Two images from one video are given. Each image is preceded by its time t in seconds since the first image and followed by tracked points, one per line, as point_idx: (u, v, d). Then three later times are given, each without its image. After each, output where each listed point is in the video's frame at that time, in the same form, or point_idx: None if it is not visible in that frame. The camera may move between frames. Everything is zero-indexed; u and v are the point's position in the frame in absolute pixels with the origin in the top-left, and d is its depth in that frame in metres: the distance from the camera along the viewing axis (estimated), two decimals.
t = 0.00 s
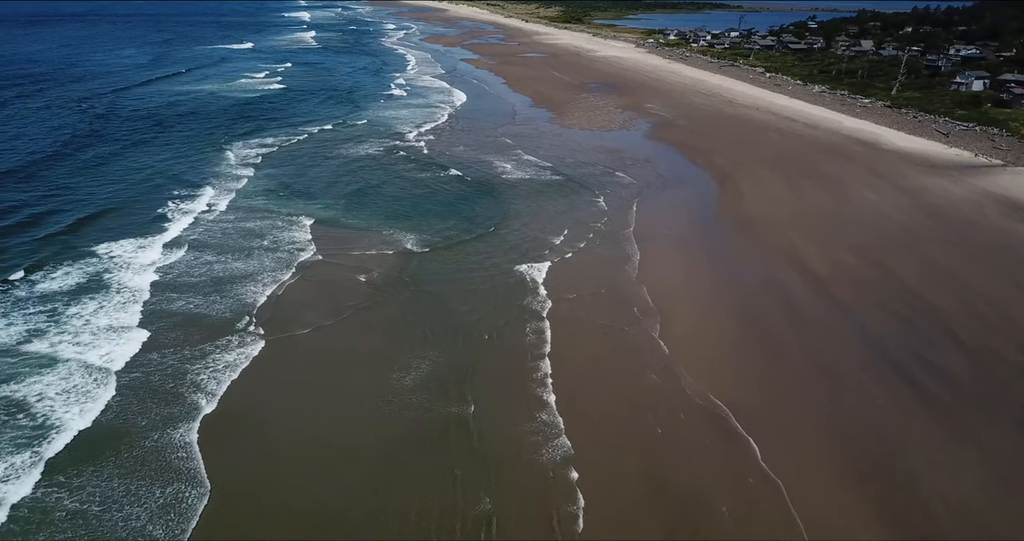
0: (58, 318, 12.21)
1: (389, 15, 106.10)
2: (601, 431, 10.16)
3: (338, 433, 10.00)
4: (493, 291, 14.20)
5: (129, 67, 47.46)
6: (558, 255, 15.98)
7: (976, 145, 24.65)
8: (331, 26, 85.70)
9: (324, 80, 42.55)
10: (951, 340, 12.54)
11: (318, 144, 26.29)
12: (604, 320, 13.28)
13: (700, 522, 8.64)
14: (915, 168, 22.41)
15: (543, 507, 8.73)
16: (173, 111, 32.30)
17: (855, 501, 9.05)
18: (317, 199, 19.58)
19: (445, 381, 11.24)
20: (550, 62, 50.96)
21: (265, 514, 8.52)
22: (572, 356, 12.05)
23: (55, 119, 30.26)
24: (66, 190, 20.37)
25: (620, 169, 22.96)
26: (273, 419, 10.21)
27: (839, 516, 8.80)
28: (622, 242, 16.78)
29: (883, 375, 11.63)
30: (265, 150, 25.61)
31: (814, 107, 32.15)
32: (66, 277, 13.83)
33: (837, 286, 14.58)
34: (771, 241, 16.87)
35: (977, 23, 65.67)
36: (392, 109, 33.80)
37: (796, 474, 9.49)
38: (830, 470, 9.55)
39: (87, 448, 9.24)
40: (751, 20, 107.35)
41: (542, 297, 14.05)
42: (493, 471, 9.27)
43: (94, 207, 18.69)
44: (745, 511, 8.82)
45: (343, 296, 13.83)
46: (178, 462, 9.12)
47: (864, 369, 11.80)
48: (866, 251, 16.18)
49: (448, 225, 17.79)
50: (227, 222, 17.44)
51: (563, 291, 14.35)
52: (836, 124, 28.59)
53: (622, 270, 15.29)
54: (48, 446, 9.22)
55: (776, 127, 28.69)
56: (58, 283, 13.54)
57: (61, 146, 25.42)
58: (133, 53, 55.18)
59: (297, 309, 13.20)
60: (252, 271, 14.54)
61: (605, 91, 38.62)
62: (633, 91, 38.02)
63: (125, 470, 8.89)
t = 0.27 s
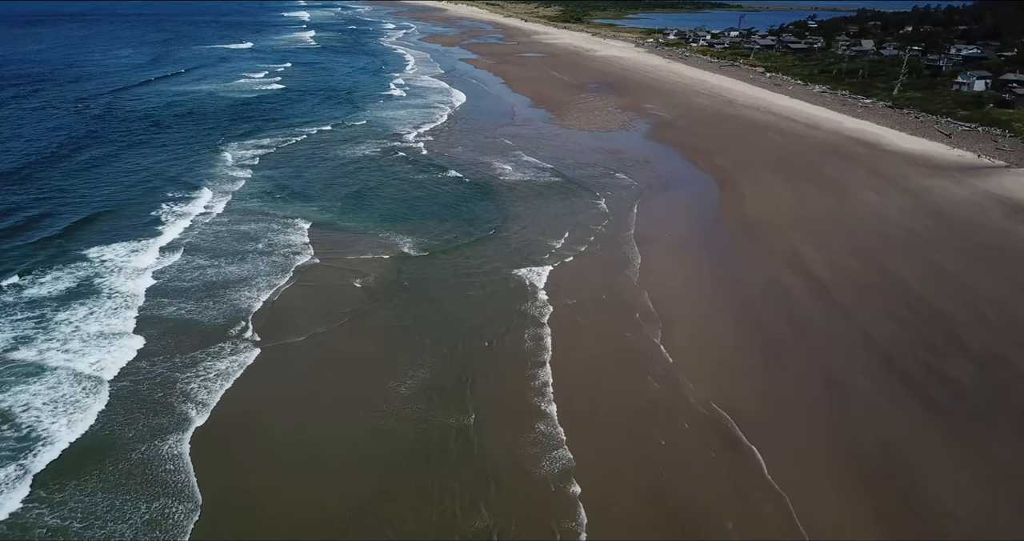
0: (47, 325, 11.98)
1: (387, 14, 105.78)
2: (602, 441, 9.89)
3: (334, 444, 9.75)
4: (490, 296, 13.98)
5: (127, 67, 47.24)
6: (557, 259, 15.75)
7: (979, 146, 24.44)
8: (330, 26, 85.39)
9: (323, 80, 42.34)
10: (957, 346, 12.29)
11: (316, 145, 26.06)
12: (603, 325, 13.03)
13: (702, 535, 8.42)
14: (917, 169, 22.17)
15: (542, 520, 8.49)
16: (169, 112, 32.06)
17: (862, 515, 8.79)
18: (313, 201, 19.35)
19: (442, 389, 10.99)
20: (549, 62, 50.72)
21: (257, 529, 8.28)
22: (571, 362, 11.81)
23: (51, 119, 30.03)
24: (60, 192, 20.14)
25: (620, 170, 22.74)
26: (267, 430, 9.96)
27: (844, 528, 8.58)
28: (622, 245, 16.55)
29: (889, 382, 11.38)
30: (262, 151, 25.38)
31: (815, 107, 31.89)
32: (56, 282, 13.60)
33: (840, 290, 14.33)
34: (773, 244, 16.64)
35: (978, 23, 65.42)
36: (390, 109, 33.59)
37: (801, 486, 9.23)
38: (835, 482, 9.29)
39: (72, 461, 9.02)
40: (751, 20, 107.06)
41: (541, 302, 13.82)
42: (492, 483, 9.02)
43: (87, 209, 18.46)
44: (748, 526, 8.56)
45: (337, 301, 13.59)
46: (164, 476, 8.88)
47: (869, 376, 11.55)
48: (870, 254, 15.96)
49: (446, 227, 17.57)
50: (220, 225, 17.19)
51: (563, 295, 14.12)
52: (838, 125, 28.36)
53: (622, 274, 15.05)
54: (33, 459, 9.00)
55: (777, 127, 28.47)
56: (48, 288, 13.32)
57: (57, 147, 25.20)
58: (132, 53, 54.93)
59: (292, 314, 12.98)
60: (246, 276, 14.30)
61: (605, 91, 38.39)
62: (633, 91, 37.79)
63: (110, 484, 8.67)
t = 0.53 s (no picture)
0: (33, 333, 11.72)
1: (387, 14, 105.33)
2: (603, 453, 9.64)
3: (328, 457, 9.50)
4: (486, 302, 13.73)
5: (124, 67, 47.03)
6: (554, 264, 15.49)
7: (982, 147, 24.18)
8: (328, 26, 85.07)
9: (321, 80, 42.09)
10: (963, 354, 12.04)
11: (312, 147, 25.79)
12: (602, 332, 12.78)
13: None
14: (920, 171, 21.92)
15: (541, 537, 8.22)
16: (166, 113, 31.81)
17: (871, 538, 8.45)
18: (309, 204, 19.09)
19: (439, 398, 10.72)
20: (548, 62, 50.43)
21: None
22: (569, 370, 11.55)
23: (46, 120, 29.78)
24: (52, 194, 19.88)
25: (620, 171, 22.50)
26: (259, 443, 9.70)
27: None
28: (622, 249, 16.29)
29: (894, 391, 11.12)
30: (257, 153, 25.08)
31: (816, 108, 31.66)
32: (44, 288, 13.34)
33: (844, 295, 14.07)
34: (775, 248, 16.38)
35: (979, 22, 65.13)
36: (388, 110, 33.34)
37: (805, 501, 8.96)
38: (841, 499, 9.02)
39: (52, 477, 8.76)
40: (751, 19, 106.77)
41: (539, 308, 13.56)
42: (490, 498, 8.75)
43: (79, 213, 18.20)
44: None
45: (331, 308, 13.33)
46: (148, 493, 8.60)
47: (873, 385, 11.30)
48: (873, 258, 15.70)
49: (443, 231, 17.32)
50: (212, 229, 16.92)
51: (561, 301, 13.85)
52: (839, 125, 28.11)
53: (621, 280, 14.79)
54: (13, 475, 8.74)
55: (778, 128, 28.21)
56: (35, 295, 13.06)
57: (51, 149, 24.95)
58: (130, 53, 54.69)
59: (284, 321, 12.72)
60: (239, 282, 14.03)
61: (604, 91, 38.14)
62: (632, 92, 37.54)
63: (89, 502, 8.41)
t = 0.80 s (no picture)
0: (20, 341, 11.50)
1: (385, 13, 104.93)
2: (604, 465, 9.42)
3: (324, 468, 9.29)
4: (483, 307, 13.51)
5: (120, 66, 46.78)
6: (552, 268, 15.28)
7: (984, 148, 23.96)
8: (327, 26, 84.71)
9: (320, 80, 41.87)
10: (968, 359, 11.84)
11: (308, 148, 25.57)
12: (601, 337, 12.56)
13: None
14: (922, 172, 21.69)
15: None
16: (162, 113, 31.60)
17: None
18: (304, 206, 18.87)
19: (435, 407, 10.50)
20: (547, 62, 50.18)
21: None
22: (567, 378, 11.32)
23: (41, 121, 29.56)
24: (44, 197, 19.66)
25: (619, 172, 22.28)
26: (253, 454, 9.50)
27: None
28: (621, 252, 16.07)
29: (899, 399, 10.88)
30: (253, 154, 24.85)
31: (816, 108, 31.44)
32: (33, 294, 13.12)
33: (847, 300, 13.84)
34: (776, 250, 16.16)
35: (980, 22, 64.88)
36: (386, 110, 33.11)
37: (810, 515, 8.76)
38: (845, 512, 8.82)
39: (34, 492, 8.54)
40: (751, 19, 106.48)
41: (537, 313, 13.34)
42: (489, 510, 8.54)
43: (72, 216, 17.99)
44: None
45: (325, 313, 13.10)
46: (133, 509, 8.37)
47: (878, 393, 11.06)
48: (875, 261, 15.49)
49: (440, 233, 17.11)
50: (204, 233, 16.68)
51: (558, 306, 13.64)
52: (840, 126, 27.89)
53: (621, 284, 14.56)
54: None
55: (778, 128, 27.98)
56: (23, 301, 12.85)
57: (45, 150, 24.72)
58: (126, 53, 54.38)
59: (277, 327, 12.50)
60: (232, 286, 13.80)
61: (603, 91, 37.91)
62: (632, 92, 37.31)
63: (72, 519, 8.19)
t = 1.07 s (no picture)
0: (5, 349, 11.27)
1: (385, 12, 104.55)
2: (606, 477, 9.18)
3: (319, 480, 9.06)
4: (479, 312, 13.27)
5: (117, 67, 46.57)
6: (550, 271, 15.05)
7: (987, 148, 23.73)
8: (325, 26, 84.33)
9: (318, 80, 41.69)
10: (973, 365, 11.61)
11: (305, 149, 25.33)
12: (600, 343, 12.33)
13: None
14: (925, 173, 21.44)
15: None
16: (158, 113, 31.38)
17: None
18: (300, 209, 18.64)
19: (432, 416, 10.28)
20: (546, 62, 49.93)
21: None
22: (565, 387, 11.07)
23: (36, 122, 29.33)
24: (37, 199, 19.44)
25: (618, 174, 22.05)
26: (245, 465, 9.27)
27: None
28: (620, 256, 15.84)
29: (904, 406, 10.64)
30: (249, 155, 24.61)
31: (817, 109, 31.22)
32: (21, 300, 12.90)
33: (849, 304, 13.59)
34: (778, 253, 15.93)
35: (981, 21, 64.63)
36: (384, 110, 32.89)
37: (815, 528, 8.53)
38: (850, 524, 8.59)
39: (16, 508, 8.31)
40: (750, 18, 106.19)
41: (534, 318, 13.10)
42: (489, 525, 8.33)
43: (64, 218, 17.76)
44: None
45: (318, 319, 12.87)
46: (118, 524, 8.14)
47: (882, 399, 10.80)
48: (878, 264, 15.26)
49: (436, 236, 16.89)
50: (197, 236, 16.44)
51: (556, 311, 13.40)
52: (841, 126, 27.66)
53: (620, 289, 14.31)
54: None
55: (779, 129, 27.75)
56: (12, 307, 12.63)
57: (39, 152, 24.50)
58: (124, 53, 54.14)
59: (269, 333, 12.27)
60: (224, 292, 13.57)
61: (603, 92, 37.67)
62: (631, 92, 37.09)
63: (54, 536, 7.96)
